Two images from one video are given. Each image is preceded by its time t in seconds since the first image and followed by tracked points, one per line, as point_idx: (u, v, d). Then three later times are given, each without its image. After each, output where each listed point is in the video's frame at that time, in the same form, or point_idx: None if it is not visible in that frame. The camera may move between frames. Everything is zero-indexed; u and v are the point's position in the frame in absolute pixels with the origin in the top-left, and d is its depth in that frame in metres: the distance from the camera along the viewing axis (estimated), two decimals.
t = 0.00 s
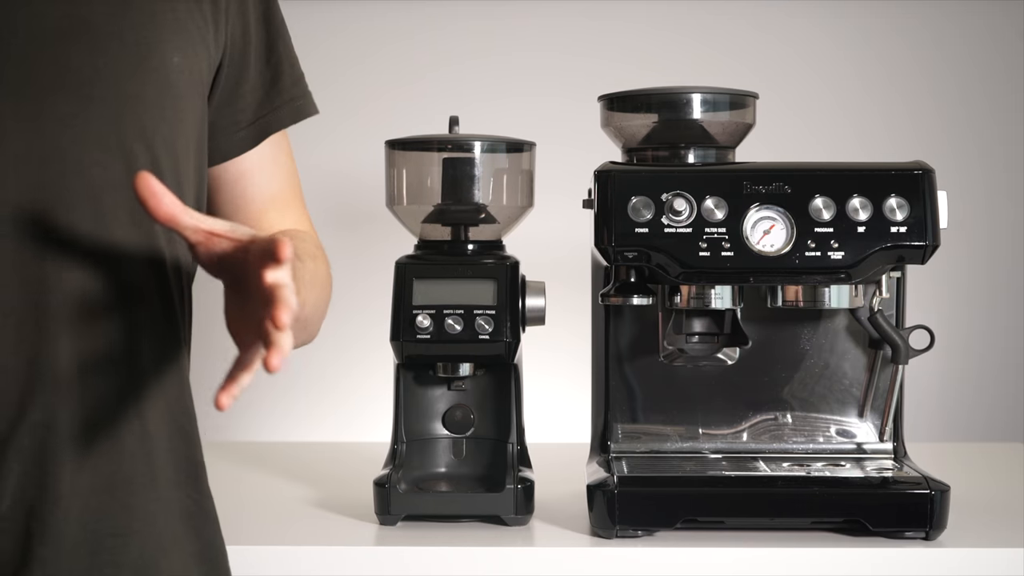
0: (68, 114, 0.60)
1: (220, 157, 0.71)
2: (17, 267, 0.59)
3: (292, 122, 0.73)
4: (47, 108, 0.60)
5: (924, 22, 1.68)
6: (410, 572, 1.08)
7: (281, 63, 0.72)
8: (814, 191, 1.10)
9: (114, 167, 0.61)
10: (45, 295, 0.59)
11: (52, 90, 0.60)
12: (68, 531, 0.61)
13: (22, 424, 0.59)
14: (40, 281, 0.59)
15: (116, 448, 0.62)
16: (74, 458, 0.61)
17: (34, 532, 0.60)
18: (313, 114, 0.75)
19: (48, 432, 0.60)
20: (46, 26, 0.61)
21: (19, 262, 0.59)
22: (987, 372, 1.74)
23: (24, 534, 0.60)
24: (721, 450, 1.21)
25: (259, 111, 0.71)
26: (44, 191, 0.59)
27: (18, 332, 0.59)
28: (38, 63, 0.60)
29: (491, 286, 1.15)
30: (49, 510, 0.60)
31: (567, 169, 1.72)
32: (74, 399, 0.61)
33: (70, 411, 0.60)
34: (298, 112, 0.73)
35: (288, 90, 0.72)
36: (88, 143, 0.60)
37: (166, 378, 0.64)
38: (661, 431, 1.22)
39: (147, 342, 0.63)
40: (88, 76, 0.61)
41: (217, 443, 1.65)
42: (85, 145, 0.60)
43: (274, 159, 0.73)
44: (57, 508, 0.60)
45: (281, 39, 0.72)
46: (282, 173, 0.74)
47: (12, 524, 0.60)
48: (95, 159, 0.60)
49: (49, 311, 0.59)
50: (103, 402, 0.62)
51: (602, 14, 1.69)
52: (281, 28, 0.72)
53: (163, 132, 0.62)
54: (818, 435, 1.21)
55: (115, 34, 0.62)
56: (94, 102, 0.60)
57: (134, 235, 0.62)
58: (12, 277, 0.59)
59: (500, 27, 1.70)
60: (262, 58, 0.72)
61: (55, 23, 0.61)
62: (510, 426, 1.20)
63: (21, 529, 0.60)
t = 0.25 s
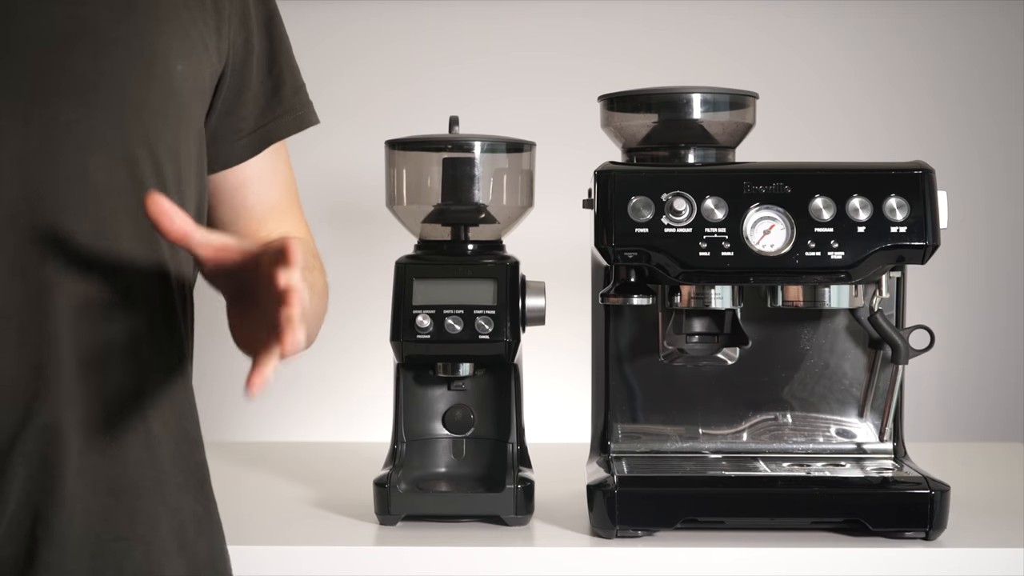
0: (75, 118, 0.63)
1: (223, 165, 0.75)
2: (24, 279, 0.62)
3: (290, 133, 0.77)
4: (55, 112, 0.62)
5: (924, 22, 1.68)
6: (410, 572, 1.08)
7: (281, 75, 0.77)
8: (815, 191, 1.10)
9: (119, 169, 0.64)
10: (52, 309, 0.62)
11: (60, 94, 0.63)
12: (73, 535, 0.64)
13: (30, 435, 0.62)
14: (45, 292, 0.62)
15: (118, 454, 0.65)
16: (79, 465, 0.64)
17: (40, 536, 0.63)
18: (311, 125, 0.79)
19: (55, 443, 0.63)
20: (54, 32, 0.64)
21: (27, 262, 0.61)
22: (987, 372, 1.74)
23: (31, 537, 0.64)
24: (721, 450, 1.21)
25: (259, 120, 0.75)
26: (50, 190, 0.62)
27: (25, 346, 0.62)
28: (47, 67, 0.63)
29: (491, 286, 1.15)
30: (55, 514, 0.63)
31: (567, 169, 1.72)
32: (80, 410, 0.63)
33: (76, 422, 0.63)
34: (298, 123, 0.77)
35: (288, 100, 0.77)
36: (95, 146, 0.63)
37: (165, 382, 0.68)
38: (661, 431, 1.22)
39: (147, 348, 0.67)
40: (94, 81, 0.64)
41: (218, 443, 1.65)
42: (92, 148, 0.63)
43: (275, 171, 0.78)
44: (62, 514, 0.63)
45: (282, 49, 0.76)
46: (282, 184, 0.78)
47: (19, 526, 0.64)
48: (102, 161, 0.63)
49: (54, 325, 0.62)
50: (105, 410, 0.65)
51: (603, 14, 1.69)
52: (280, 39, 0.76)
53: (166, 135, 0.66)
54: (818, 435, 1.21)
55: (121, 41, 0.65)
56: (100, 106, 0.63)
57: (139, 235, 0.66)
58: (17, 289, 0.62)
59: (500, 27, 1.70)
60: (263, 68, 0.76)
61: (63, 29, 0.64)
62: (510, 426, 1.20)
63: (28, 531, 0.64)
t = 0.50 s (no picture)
0: (79, 125, 0.64)
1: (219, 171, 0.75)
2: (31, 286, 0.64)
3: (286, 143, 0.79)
4: (60, 118, 0.64)
5: (924, 22, 1.68)
6: (410, 572, 1.08)
7: (280, 83, 0.78)
8: (814, 191, 1.10)
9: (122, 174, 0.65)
10: (56, 314, 0.64)
11: (64, 102, 0.64)
12: (74, 541, 0.64)
13: (34, 438, 0.63)
14: (52, 297, 0.64)
15: (120, 460, 0.65)
16: (81, 470, 0.64)
17: (42, 540, 0.64)
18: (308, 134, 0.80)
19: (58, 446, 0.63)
20: (59, 41, 0.65)
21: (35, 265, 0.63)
22: (987, 373, 1.74)
23: (33, 542, 0.64)
24: (721, 450, 1.21)
25: (259, 126, 0.76)
26: (56, 197, 0.63)
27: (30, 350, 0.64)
28: (51, 75, 0.64)
29: (491, 286, 1.15)
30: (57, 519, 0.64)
31: (567, 169, 1.72)
32: (82, 414, 0.64)
33: (79, 426, 0.64)
34: (295, 132, 0.79)
35: (287, 109, 0.78)
36: (99, 152, 0.64)
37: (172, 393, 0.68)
38: (661, 431, 1.22)
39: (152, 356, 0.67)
40: (96, 89, 0.65)
41: (218, 443, 1.65)
42: (96, 154, 0.64)
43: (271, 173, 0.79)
44: (64, 518, 0.64)
45: (280, 58, 0.77)
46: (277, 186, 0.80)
47: (23, 532, 0.64)
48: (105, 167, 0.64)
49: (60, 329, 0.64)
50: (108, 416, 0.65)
51: (603, 14, 1.69)
52: (278, 47, 0.77)
53: (168, 140, 0.67)
54: (818, 435, 1.21)
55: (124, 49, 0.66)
56: (103, 113, 0.65)
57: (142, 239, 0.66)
58: (27, 295, 0.64)
59: (501, 27, 1.70)
60: (262, 74, 0.77)
61: (67, 38, 0.65)
62: (510, 426, 1.20)
63: (31, 537, 0.64)
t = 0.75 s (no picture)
0: (81, 125, 0.64)
1: (217, 168, 0.75)
2: (36, 288, 0.64)
3: (286, 144, 0.77)
4: (63, 118, 0.64)
5: (924, 22, 1.68)
6: (410, 572, 1.08)
7: (281, 81, 0.77)
8: (814, 191, 1.10)
9: (124, 175, 0.65)
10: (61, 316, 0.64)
11: (65, 102, 0.64)
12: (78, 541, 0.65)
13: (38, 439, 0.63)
14: (57, 300, 0.64)
15: (125, 462, 0.66)
16: (85, 471, 0.65)
17: (45, 541, 0.64)
18: (306, 135, 0.80)
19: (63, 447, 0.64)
20: (60, 41, 0.65)
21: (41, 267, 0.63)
22: (987, 372, 1.74)
23: (37, 543, 0.64)
24: (721, 450, 1.21)
25: (260, 125, 0.75)
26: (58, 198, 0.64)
27: (35, 352, 0.63)
28: (52, 75, 0.64)
29: (491, 286, 1.15)
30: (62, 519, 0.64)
31: (566, 169, 1.72)
32: (86, 415, 0.65)
33: (83, 427, 0.64)
34: (295, 132, 0.78)
35: (286, 108, 0.77)
36: (101, 153, 0.64)
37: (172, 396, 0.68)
38: (661, 431, 1.22)
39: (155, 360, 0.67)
40: (97, 90, 0.65)
41: (218, 442, 1.65)
42: (98, 155, 0.64)
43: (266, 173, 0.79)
44: (67, 519, 0.64)
45: (279, 57, 0.77)
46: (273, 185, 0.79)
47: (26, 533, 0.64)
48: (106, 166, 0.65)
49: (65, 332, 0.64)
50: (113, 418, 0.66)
51: (602, 14, 1.69)
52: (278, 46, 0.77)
53: (169, 140, 0.67)
54: (818, 435, 1.21)
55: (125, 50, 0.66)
56: (105, 113, 0.65)
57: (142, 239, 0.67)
58: (32, 299, 0.64)
59: (500, 27, 1.70)
60: (261, 74, 0.76)
61: (68, 38, 0.65)
62: (510, 426, 1.20)
63: (35, 538, 0.64)
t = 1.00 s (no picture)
0: (79, 127, 0.64)
1: (217, 170, 0.75)
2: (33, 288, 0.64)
3: (286, 145, 0.77)
4: (60, 121, 0.64)
5: (924, 22, 1.68)
6: (410, 572, 1.08)
7: (281, 82, 0.77)
8: (815, 191, 1.10)
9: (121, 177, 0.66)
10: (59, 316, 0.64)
11: (63, 104, 0.64)
12: (77, 542, 0.65)
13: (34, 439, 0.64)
14: (52, 301, 0.64)
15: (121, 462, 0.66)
16: (82, 471, 0.65)
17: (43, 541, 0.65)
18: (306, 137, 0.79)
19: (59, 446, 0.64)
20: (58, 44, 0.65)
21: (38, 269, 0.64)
22: (986, 372, 1.74)
23: (35, 544, 0.65)
24: (721, 450, 1.21)
25: (260, 127, 0.75)
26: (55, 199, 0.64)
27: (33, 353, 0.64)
28: (51, 78, 0.64)
29: (491, 286, 1.15)
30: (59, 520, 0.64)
31: (566, 169, 1.72)
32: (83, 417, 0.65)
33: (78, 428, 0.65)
34: (294, 134, 0.77)
35: (286, 109, 0.77)
36: (99, 154, 0.65)
37: (167, 396, 0.68)
38: (661, 431, 1.22)
39: (152, 361, 0.68)
40: (95, 92, 0.65)
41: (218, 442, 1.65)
42: (97, 157, 0.65)
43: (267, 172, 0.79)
44: (64, 520, 0.64)
45: (278, 60, 0.77)
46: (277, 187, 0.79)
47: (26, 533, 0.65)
48: (104, 167, 0.65)
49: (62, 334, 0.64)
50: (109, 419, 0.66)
51: (602, 14, 1.69)
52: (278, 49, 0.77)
53: (167, 142, 0.67)
54: (818, 435, 1.21)
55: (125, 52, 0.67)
56: (103, 115, 0.65)
57: (140, 247, 0.66)
58: (26, 298, 0.64)
59: (500, 27, 1.70)
60: (261, 77, 0.76)
61: (68, 40, 0.65)
62: (510, 426, 1.20)
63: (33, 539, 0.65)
